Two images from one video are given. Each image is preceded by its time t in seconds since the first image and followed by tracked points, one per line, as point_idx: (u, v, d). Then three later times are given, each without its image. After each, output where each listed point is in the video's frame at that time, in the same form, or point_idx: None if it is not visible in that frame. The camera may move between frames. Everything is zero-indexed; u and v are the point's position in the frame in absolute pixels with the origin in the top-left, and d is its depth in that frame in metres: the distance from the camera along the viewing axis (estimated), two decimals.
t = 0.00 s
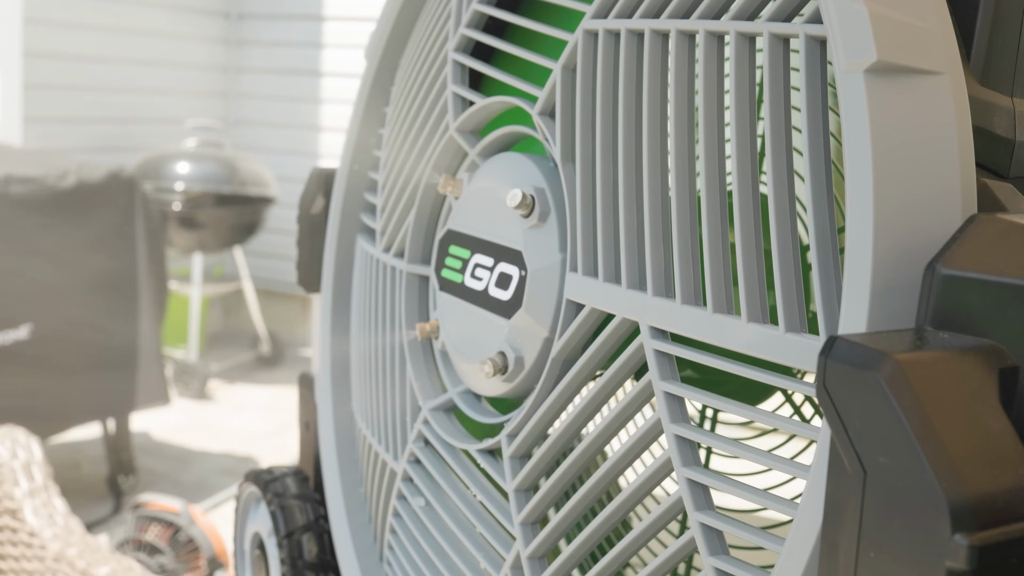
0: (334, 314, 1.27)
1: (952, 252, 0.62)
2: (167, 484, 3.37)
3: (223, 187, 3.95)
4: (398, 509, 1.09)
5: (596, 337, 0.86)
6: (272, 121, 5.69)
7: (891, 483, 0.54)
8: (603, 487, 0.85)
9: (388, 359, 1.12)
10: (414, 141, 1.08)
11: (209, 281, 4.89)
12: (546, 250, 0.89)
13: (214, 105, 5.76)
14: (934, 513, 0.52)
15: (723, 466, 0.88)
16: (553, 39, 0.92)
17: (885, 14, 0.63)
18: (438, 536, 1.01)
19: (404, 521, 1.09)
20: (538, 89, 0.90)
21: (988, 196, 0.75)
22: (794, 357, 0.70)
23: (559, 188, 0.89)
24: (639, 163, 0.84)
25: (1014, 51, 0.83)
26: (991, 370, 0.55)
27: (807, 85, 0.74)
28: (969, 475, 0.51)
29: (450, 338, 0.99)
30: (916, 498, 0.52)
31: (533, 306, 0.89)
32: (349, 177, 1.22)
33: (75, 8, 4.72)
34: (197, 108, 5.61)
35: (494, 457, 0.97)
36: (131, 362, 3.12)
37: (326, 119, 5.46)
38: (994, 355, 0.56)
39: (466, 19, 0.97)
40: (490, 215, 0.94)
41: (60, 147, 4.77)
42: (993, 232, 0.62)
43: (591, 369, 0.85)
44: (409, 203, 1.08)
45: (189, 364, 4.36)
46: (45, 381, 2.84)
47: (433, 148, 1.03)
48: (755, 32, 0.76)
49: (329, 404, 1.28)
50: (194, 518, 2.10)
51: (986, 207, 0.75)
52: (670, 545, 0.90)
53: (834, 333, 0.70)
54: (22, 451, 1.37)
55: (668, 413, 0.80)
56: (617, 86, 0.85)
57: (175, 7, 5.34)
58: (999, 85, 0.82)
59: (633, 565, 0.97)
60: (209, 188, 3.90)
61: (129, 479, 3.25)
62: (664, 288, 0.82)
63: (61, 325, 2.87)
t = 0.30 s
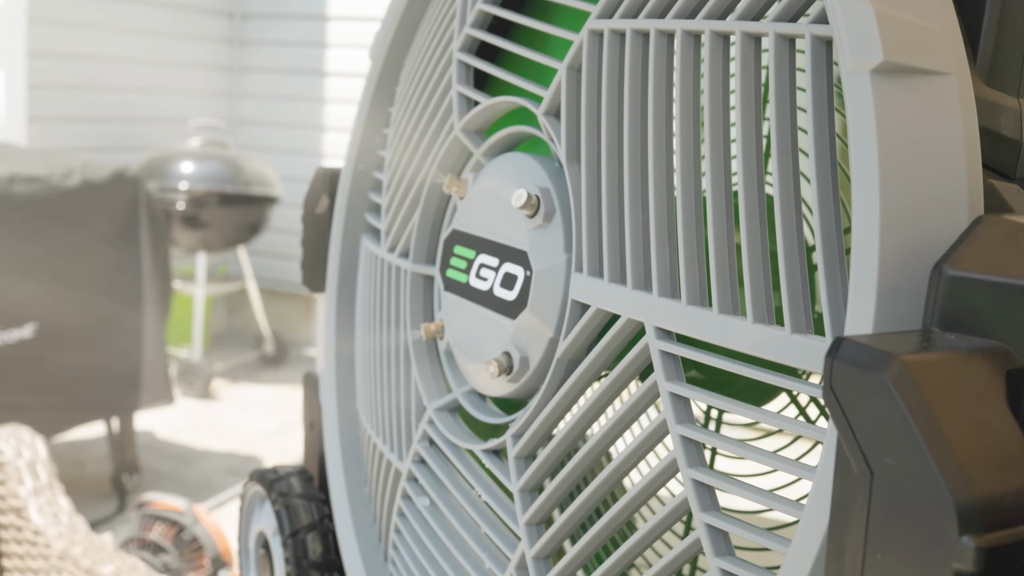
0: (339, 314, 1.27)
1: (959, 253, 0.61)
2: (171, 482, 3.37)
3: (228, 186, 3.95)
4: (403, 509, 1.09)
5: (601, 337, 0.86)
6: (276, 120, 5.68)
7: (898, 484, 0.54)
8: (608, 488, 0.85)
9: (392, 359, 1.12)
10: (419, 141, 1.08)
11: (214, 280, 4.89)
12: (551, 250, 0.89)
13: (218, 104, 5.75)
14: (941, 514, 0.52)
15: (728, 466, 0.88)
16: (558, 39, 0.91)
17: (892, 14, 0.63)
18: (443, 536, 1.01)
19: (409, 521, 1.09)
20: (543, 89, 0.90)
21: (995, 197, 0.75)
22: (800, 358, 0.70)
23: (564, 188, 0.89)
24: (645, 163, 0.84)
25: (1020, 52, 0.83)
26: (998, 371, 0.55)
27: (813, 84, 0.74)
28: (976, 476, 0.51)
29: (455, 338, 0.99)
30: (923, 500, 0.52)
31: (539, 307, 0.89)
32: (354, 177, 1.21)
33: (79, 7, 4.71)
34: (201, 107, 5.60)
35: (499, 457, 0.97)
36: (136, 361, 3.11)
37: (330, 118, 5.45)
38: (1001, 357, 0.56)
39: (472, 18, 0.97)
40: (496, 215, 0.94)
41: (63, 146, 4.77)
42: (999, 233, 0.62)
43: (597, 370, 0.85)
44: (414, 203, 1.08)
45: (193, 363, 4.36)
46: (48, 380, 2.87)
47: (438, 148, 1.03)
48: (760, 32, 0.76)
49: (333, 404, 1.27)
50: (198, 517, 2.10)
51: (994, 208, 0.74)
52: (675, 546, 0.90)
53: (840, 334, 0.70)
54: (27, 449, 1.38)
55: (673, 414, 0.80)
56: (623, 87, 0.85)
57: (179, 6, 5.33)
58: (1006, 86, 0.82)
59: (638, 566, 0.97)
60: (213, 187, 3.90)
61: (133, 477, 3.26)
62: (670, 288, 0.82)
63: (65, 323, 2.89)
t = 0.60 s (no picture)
0: (352, 313, 1.27)
1: (974, 255, 0.61)
2: (183, 480, 3.38)
3: (239, 186, 3.95)
4: (415, 507, 1.09)
5: (614, 337, 0.86)
6: (286, 120, 5.67)
7: (913, 485, 0.54)
8: (620, 488, 0.85)
9: (405, 358, 1.12)
10: (432, 140, 1.08)
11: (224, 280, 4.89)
12: (564, 250, 0.89)
13: (230, 104, 5.75)
14: (958, 516, 0.51)
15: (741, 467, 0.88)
16: (571, 39, 0.91)
17: (907, 13, 0.63)
18: (455, 535, 1.01)
19: (421, 520, 1.09)
20: (556, 89, 0.90)
21: (1010, 197, 0.75)
22: (813, 359, 0.70)
23: (577, 188, 0.89)
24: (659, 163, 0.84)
25: None
26: (1013, 373, 0.55)
27: (828, 83, 0.74)
28: (992, 477, 0.51)
29: (467, 338, 0.99)
30: (937, 501, 0.52)
31: (552, 308, 0.89)
32: (366, 176, 1.21)
33: (91, 8, 4.71)
34: (212, 107, 5.60)
35: (512, 457, 0.97)
36: (147, 359, 3.13)
37: (341, 118, 5.44)
38: (1016, 359, 0.56)
39: (485, 18, 0.97)
40: (509, 215, 0.94)
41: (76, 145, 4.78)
42: (1014, 234, 0.62)
43: (609, 370, 0.85)
44: (426, 203, 1.08)
45: (205, 362, 4.37)
46: (62, 378, 2.86)
47: (451, 148, 1.03)
48: (775, 32, 0.76)
49: (346, 403, 1.28)
50: (210, 515, 2.10)
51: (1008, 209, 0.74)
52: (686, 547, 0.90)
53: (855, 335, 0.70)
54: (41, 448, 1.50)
55: (686, 414, 0.80)
56: (636, 87, 0.85)
57: (190, 6, 5.33)
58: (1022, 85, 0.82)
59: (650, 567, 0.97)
60: (225, 186, 3.90)
61: (145, 475, 3.27)
62: (683, 289, 0.82)
63: (78, 322, 2.88)
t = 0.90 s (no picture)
0: (369, 312, 1.27)
1: (998, 255, 0.60)
2: (200, 478, 3.39)
3: (256, 185, 3.95)
4: (433, 507, 1.09)
5: (634, 337, 0.86)
6: (303, 120, 5.68)
7: (936, 488, 0.53)
8: (639, 489, 0.85)
9: (422, 357, 1.12)
10: (451, 140, 1.08)
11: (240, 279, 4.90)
12: (584, 250, 0.89)
13: (247, 103, 5.76)
14: (983, 518, 0.51)
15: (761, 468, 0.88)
16: (591, 38, 0.91)
17: (930, 13, 0.62)
18: (474, 535, 1.01)
19: (439, 520, 1.09)
20: (576, 89, 0.90)
21: None
22: (834, 359, 0.70)
23: (596, 187, 0.89)
24: (678, 162, 0.84)
25: None
26: None
27: (850, 83, 0.73)
28: (1015, 480, 0.51)
29: (486, 337, 0.99)
30: (962, 503, 0.52)
31: (571, 307, 0.89)
32: (384, 176, 1.22)
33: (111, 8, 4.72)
34: (229, 106, 5.60)
35: (531, 457, 0.97)
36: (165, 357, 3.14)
37: (357, 117, 5.44)
38: None
39: (504, 17, 0.97)
40: (528, 215, 0.94)
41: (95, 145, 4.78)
42: None
43: (629, 370, 0.85)
44: (445, 202, 1.08)
45: (222, 360, 4.38)
46: (80, 376, 2.86)
47: (469, 148, 1.03)
48: (796, 31, 0.76)
49: (363, 402, 1.28)
50: (227, 513, 2.10)
51: None
52: (706, 548, 0.90)
53: (877, 336, 0.69)
54: (60, 444, 1.36)
55: (706, 414, 0.79)
56: (656, 87, 0.85)
57: (208, 6, 5.33)
58: None
59: (669, 567, 0.97)
60: (242, 186, 3.91)
61: (162, 474, 3.28)
62: (703, 288, 0.82)
63: (95, 320, 2.88)
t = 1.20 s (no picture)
0: (389, 312, 1.27)
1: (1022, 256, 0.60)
2: (218, 477, 3.40)
3: (275, 184, 3.97)
4: (453, 506, 1.09)
5: (654, 338, 0.86)
6: (321, 120, 5.70)
7: (960, 490, 0.53)
8: (659, 490, 0.85)
9: (442, 357, 1.12)
10: (471, 140, 1.08)
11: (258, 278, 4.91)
12: (604, 250, 0.89)
13: (266, 103, 5.77)
14: (1007, 520, 0.51)
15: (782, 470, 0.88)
16: (612, 38, 0.91)
17: (956, 13, 0.62)
18: (492, 535, 1.01)
19: (458, 519, 1.09)
20: (596, 89, 0.90)
21: None
22: (855, 359, 0.69)
23: (617, 187, 0.89)
24: (699, 162, 0.84)
25: None
26: None
27: (872, 84, 0.73)
28: None
29: (505, 337, 0.99)
30: (986, 505, 0.52)
31: (591, 307, 0.89)
32: (404, 176, 1.22)
33: (133, 8, 4.72)
34: (248, 106, 5.61)
35: (550, 456, 0.97)
36: (183, 356, 3.15)
37: (376, 117, 5.46)
38: None
39: (524, 18, 0.97)
40: (549, 215, 0.94)
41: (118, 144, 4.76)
42: None
43: (649, 371, 0.85)
44: (465, 202, 1.08)
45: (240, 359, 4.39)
46: (100, 375, 2.88)
47: (489, 148, 1.03)
48: (817, 32, 0.75)
49: (382, 402, 1.28)
50: (245, 512, 2.11)
51: None
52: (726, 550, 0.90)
53: (899, 336, 0.69)
54: (81, 442, 1.26)
55: (727, 415, 0.79)
56: (677, 86, 0.84)
57: (229, 6, 5.34)
58: None
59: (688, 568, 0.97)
60: (261, 185, 3.92)
61: (180, 472, 3.29)
62: (725, 289, 0.82)
63: (114, 319, 2.89)
